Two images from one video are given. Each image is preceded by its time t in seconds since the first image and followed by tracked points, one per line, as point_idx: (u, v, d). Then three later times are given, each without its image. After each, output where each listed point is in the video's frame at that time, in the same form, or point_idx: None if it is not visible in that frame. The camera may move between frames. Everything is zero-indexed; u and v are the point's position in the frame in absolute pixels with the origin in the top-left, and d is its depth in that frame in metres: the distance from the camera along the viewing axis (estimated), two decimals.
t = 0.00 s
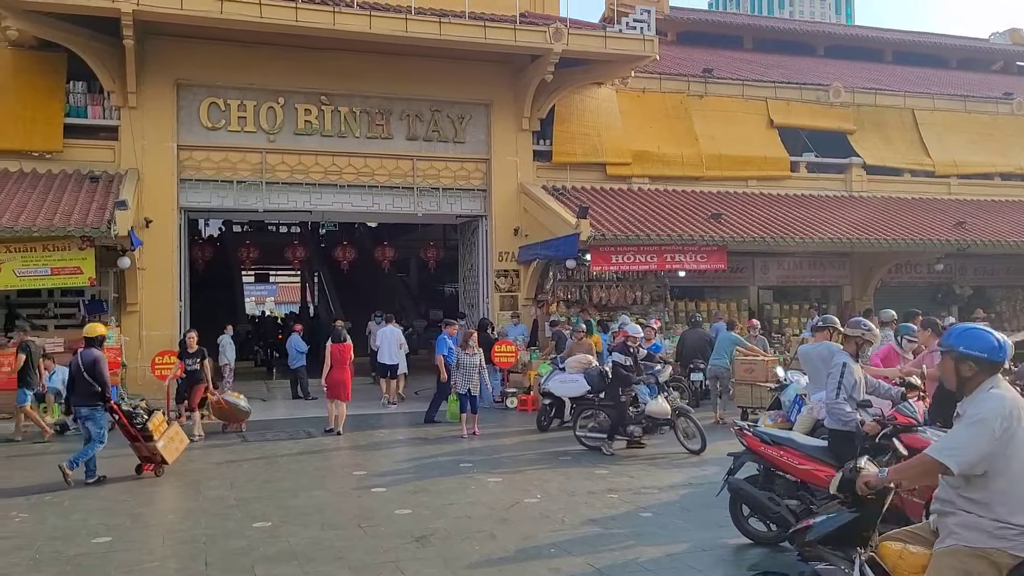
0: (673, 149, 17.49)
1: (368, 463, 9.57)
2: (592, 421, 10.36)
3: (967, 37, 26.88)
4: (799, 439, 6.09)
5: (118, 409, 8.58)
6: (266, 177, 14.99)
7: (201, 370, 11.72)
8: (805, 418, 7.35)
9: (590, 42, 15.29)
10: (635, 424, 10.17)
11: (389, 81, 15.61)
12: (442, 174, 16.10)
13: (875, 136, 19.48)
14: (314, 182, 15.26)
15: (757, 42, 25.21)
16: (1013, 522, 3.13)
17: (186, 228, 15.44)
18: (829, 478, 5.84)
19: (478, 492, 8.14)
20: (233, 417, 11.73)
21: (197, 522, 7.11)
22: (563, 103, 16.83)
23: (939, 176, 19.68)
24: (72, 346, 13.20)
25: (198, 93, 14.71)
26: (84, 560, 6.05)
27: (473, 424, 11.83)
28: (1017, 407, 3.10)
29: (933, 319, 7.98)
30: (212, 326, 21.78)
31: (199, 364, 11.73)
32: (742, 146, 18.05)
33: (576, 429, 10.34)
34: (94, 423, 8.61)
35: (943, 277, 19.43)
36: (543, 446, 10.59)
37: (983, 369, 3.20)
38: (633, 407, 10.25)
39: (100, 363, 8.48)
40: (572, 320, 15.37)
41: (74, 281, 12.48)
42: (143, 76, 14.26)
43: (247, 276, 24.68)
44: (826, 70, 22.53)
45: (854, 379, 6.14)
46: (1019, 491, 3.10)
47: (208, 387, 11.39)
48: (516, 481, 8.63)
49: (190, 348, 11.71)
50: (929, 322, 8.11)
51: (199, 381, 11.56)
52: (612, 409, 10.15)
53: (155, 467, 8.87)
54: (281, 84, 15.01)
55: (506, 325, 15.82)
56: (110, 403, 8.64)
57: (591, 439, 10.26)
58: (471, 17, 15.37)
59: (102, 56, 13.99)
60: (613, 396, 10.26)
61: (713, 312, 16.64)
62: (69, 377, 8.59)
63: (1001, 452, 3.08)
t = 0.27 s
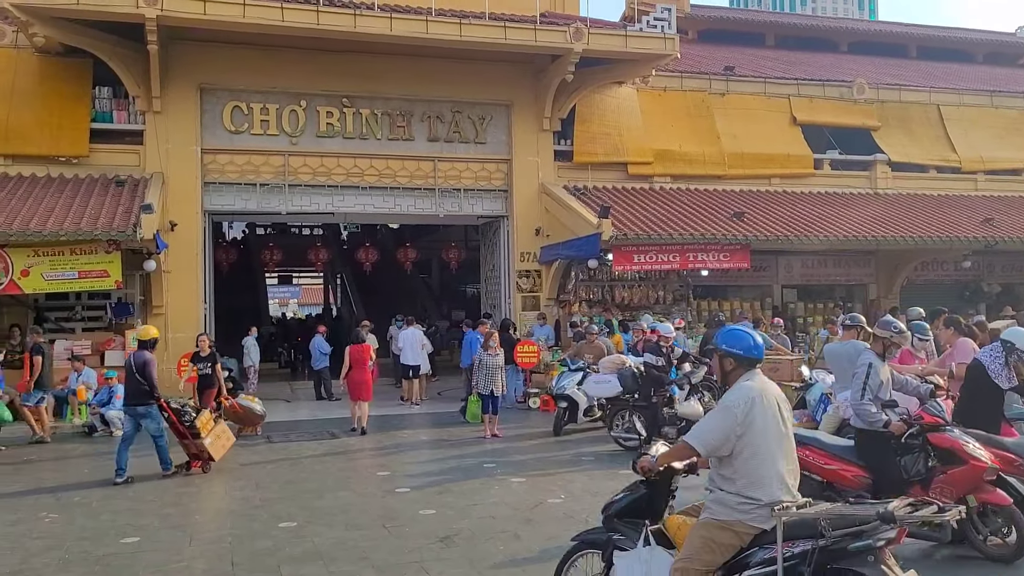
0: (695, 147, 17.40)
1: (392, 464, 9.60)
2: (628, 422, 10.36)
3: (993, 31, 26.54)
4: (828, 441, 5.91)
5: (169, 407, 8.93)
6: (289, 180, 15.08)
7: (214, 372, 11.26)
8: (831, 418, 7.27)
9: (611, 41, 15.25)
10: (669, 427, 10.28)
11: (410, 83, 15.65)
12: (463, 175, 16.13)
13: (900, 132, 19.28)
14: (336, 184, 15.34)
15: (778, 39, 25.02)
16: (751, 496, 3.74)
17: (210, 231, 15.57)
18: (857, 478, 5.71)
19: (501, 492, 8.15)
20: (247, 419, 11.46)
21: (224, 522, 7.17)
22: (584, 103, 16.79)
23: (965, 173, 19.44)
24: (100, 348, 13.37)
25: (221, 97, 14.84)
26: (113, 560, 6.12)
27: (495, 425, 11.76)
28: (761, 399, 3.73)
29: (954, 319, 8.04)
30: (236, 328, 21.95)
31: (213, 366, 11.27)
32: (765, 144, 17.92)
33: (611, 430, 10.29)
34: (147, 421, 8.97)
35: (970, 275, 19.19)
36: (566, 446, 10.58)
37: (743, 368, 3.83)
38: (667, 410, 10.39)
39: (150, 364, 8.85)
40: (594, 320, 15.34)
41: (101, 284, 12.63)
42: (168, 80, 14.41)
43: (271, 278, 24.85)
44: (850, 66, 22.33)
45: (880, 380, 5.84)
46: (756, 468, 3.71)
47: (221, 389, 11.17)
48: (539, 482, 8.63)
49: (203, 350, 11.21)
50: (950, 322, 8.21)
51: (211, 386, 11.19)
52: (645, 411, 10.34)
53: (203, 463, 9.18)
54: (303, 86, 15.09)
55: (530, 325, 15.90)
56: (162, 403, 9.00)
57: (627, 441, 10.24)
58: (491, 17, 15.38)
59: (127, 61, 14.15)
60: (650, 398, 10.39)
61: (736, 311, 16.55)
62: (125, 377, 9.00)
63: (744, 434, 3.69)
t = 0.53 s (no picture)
0: (718, 146, 17.31)
1: (416, 463, 9.63)
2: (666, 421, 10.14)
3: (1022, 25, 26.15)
4: (853, 439, 6.05)
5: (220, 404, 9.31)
6: (312, 182, 15.17)
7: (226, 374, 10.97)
8: (858, 418, 7.18)
9: (633, 39, 15.20)
10: (705, 427, 9.89)
11: (432, 84, 15.68)
12: (485, 176, 16.15)
13: (927, 129, 19.05)
14: (360, 186, 15.41)
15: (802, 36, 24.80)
16: (578, 474, 4.25)
17: (235, 233, 15.70)
18: (884, 478, 5.80)
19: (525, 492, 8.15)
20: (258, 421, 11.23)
21: (250, 522, 7.23)
22: (606, 102, 16.74)
23: (994, 169, 19.17)
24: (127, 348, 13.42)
25: (245, 99, 14.97)
26: (142, 559, 6.19)
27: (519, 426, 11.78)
28: (591, 390, 4.27)
29: (973, 316, 7.88)
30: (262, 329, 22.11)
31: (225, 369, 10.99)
32: (789, 142, 17.79)
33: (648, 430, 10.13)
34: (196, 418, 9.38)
35: (999, 272, 18.93)
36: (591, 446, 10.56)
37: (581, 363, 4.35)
38: (704, 409, 9.96)
39: (203, 364, 9.23)
40: (617, 320, 15.30)
41: (128, 286, 12.78)
42: (192, 84, 14.55)
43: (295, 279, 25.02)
44: (875, 63, 22.10)
45: (907, 379, 5.73)
46: (583, 449, 4.23)
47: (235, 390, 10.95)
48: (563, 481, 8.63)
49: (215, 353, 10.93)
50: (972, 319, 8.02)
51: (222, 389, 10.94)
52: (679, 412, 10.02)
53: (251, 459, 9.51)
54: (325, 88, 15.17)
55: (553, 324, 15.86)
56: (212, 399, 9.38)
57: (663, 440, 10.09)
58: (513, 17, 15.38)
59: (152, 65, 14.30)
60: (686, 397, 10.00)
61: (761, 310, 16.45)
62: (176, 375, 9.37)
63: (573, 421, 4.22)
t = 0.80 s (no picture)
0: (742, 145, 17.21)
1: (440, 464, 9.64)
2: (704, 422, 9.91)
3: None
4: (881, 440, 5.98)
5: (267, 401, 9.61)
6: (336, 183, 15.25)
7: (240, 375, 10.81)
8: (886, 419, 7.11)
9: (656, 38, 15.15)
10: (740, 429, 9.62)
11: (456, 85, 15.72)
12: (509, 176, 16.16)
13: (956, 126, 18.83)
14: (384, 186, 15.47)
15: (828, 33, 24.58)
16: (463, 461, 4.66)
17: (261, 234, 15.82)
18: (914, 479, 5.75)
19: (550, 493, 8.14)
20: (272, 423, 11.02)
21: (276, 521, 7.27)
22: (629, 101, 16.68)
23: None
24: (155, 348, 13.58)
25: (270, 101, 15.08)
26: (169, 557, 6.25)
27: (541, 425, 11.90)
28: (475, 385, 4.68)
29: (995, 316, 7.60)
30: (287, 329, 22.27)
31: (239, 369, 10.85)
32: (815, 141, 17.65)
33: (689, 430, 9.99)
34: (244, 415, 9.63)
35: None
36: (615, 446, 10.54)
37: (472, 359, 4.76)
38: (740, 411, 9.63)
39: (252, 362, 9.53)
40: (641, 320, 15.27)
41: (156, 287, 12.92)
42: (218, 86, 14.68)
43: (319, 280, 25.17)
44: (903, 60, 21.87)
45: (935, 380, 5.68)
46: (465, 437, 4.64)
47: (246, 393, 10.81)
48: (588, 482, 8.61)
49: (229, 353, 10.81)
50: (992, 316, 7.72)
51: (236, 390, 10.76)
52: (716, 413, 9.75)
53: (299, 455, 9.83)
54: (349, 90, 15.26)
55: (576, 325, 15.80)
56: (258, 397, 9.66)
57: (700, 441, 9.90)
58: (536, 18, 15.38)
59: (179, 68, 14.45)
60: (722, 399, 9.73)
61: (787, 310, 16.33)
62: (221, 372, 9.62)
63: (458, 413, 4.64)
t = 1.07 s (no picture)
0: (763, 145, 17.12)
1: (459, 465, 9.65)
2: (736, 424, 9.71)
3: None
4: (903, 443, 5.92)
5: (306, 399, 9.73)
6: (356, 184, 15.31)
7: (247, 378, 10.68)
8: (909, 422, 7.03)
9: (675, 39, 15.10)
10: (769, 433, 9.37)
11: (475, 86, 15.74)
12: (528, 177, 16.16)
13: (979, 126, 18.65)
14: (403, 188, 15.51)
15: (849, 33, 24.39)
16: (387, 451, 5.19)
17: (281, 235, 15.92)
18: (937, 484, 5.68)
19: (570, 494, 8.13)
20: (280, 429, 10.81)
21: (297, 521, 7.31)
22: (649, 103, 16.63)
23: None
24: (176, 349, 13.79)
25: (290, 104, 15.17)
26: (191, 557, 6.29)
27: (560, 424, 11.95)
28: (400, 383, 5.21)
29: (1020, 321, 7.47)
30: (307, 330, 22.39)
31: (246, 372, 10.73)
32: (836, 141, 17.53)
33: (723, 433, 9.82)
34: (286, 411, 9.87)
35: None
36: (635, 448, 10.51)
37: (396, 360, 5.31)
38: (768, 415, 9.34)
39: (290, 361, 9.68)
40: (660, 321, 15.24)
41: (177, 288, 13.02)
42: (239, 89, 14.78)
43: (339, 281, 25.26)
44: (925, 59, 21.67)
45: (955, 382, 5.67)
46: (389, 430, 5.16)
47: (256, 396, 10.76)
48: (608, 484, 8.60)
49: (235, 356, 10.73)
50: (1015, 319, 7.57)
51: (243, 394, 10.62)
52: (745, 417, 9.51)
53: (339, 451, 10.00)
54: (369, 92, 15.31)
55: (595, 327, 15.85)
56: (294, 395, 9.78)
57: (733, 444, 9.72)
58: (555, 19, 15.37)
59: (200, 71, 14.56)
60: (750, 403, 9.42)
61: (808, 312, 16.22)
62: (262, 370, 9.79)
63: (384, 408, 5.17)
